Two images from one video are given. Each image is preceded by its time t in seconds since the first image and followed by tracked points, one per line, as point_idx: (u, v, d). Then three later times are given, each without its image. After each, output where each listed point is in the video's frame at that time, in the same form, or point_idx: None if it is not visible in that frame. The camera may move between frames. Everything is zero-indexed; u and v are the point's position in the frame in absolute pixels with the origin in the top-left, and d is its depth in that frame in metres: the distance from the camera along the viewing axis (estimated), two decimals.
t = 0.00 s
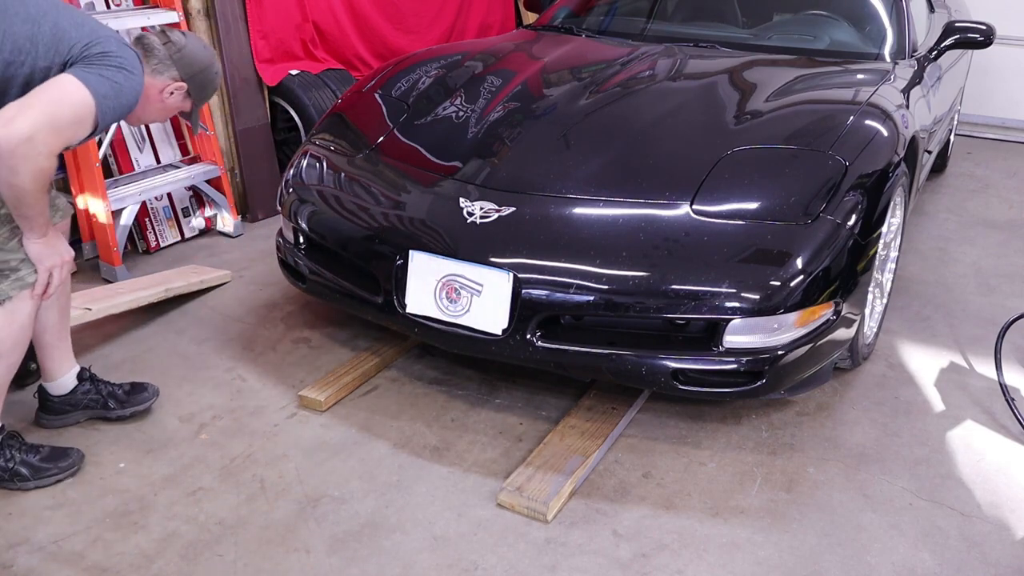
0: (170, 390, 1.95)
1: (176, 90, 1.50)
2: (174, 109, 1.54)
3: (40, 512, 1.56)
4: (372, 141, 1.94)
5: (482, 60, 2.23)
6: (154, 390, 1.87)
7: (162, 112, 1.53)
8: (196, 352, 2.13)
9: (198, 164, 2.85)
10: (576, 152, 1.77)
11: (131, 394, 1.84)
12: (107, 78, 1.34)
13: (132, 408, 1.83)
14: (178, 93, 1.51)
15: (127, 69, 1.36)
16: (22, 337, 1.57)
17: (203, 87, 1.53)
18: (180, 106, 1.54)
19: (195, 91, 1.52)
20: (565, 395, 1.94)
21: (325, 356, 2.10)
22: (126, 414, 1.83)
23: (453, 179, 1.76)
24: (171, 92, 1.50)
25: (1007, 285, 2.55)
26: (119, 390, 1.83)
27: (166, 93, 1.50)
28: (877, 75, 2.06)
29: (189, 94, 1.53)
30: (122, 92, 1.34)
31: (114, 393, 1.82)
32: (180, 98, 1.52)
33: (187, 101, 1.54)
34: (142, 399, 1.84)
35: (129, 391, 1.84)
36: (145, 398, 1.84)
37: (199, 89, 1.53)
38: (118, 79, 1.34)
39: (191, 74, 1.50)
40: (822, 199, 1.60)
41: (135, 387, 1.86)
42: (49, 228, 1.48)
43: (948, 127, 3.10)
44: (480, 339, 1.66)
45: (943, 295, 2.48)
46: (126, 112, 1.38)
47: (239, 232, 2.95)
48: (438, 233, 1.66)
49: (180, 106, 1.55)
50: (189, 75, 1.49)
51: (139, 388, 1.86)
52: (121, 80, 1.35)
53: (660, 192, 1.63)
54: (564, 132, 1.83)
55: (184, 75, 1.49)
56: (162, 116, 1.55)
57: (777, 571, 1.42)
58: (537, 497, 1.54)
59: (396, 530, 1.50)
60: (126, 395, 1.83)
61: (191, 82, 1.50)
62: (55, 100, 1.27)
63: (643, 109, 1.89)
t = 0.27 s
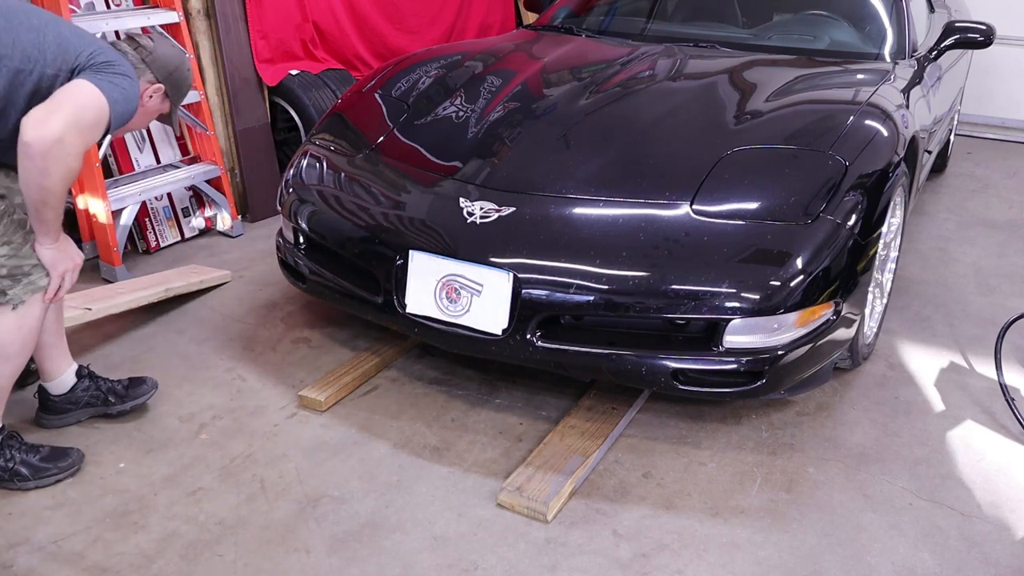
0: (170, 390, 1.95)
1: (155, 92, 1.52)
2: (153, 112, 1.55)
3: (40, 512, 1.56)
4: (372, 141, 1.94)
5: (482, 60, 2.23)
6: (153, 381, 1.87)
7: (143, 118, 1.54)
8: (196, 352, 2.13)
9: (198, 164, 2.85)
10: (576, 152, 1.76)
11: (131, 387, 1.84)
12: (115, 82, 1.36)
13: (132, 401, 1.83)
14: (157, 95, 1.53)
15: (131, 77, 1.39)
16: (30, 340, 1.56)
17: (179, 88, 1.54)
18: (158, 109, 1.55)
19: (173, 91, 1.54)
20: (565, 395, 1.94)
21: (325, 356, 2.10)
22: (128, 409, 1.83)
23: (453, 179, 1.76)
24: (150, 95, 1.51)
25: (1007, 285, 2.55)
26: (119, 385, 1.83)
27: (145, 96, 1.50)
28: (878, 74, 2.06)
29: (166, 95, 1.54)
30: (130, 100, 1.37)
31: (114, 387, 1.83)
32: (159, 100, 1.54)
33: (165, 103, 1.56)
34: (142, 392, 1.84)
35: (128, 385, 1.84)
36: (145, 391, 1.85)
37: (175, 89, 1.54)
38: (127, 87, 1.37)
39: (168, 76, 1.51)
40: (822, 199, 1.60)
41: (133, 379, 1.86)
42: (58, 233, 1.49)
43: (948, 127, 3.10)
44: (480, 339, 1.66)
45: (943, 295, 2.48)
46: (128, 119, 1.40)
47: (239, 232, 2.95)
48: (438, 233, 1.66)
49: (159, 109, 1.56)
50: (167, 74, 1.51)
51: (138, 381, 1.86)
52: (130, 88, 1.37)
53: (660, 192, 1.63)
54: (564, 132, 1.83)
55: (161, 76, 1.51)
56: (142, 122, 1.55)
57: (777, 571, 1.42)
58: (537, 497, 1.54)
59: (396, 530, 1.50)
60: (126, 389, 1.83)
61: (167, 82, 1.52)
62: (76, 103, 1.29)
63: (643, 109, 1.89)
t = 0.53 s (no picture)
0: (170, 390, 1.95)
1: (150, 76, 1.51)
2: (148, 96, 1.55)
3: (40, 512, 1.56)
4: (372, 141, 1.94)
5: (482, 60, 2.23)
6: (155, 386, 1.87)
7: (140, 101, 1.54)
8: (196, 352, 2.13)
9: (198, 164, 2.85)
10: (576, 152, 1.76)
11: (132, 391, 1.84)
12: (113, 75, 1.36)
13: (133, 405, 1.83)
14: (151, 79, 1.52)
15: (128, 68, 1.39)
16: (30, 341, 1.56)
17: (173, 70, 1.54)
18: (153, 92, 1.55)
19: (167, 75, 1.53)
20: (565, 395, 1.94)
21: (325, 356, 2.10)
22: (128, 411, 1.83)
23: (453, 179, 1.76)
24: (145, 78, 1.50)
25: (1007, 285, 2.55)
26: (120, 388, 1.83)
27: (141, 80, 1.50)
28: (878, 74, 2.06)
29: (160, 78, 1.53)
30: (128, 92, 1.37)
31: (115, 391, 1.82)
32: (153, 84, 1.53)
33: (160, 85, 1.55)
34: (143, 396, 1.84)
35: (130, 388, 1.84)
36: (146, 396, 1.85)
37: (170, 72, 1.53)
38: (124, 79, 1.37)
39: (162, 58, 1.50)
40: (822, 199, 1.60)
41: (135, 384, 1.86)
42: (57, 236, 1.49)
43: (948, 127, 3.10)
44: (480, 339, 1.66)
45: (943, 295, 2.48)
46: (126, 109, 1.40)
47: (239, 232, 2.94)
48: (437, 234, 1.66)
49: (154, 92, 1.56)
50: (160, 58, 1.50)
51: (140, 386, 1.86)
52: (128, 80, 1.37)
53: (660, 192, 1.63)
54: (564, 132, 1.83)
55: (154, 60, 1.50)
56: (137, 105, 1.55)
57: (777, 571, 1.42)
58: (537, 496, 1.54)
59: (396, 530, 1.50)
60: (127, 392, 1.83)
61: (161, 65, 1.51)
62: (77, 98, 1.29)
63: (643, 109, 1.89)
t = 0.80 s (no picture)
0: (170, 390, 1.95)
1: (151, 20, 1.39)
2: (156, 40, 1.44)
3: (40, 512, 1.56)
4: (372, 141, 1.94)
5: (482, 60, 2.23)
6: (157, 393, 1.87)
7: (147, 46, 1.43)
8: (196, 352, 2.13)
9: (198, 164, 2.85)
10: (576, 152, 1.76)
11: (134, 395, 1.84)
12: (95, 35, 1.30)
13: (135, 410, 1.83)
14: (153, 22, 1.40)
15: (114, 23, 1.32)
16: (18, 340, 1.55)
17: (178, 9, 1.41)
18: (162, 35, 1.44)
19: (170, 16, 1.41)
20: (565, 395, 1.94)
21: (324, 356, 2.10)
22: (129, 416, 1.83)
23: (453, 179, 1.76)
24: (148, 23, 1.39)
25: (1007, 285, 2.55)
26: (122, 392, 1.83)
27: (143, 25, 1.39)
28: (877, 75, 2.06)
29: (165, 22, 1.41)
30: (115, 50, 1.32)
31: (118, 394, 1.82)
32: (159, 27, 1.42)
33: (167, 29, 1.43)
34: (145, 401, 1.84)
35: (132, 393, 1.84)
36: (148, 401, 1.85)
37: (174, 14, 1.41)
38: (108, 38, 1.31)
39: None
40: (823, 199, 1.60)
41: (138, 389, 1.86)
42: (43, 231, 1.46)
43: (948, 127, 3.10)
44: (480, 339, 1.66)
45: (943, 295, 2.48)
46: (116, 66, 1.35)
47: (239, 232, 2.94)
48: (437, 233, 1.66)
49: (163, 35, 1.44)
50: None
51: (142, 391, 1.86)
52: (113, 39, 1.31)
53: (660, 192, 1.63)
54: (564, 132, 1.83)
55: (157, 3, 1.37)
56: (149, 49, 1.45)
57: (777, 571, 1.42)
58: (537, 496, 1.54)
59: (396, 530, 1.50)
60: (129, 397, 1.83)
61: (165, 9, 1.39)
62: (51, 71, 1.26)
63: (643, 109, 1.89)
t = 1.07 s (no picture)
0: (170, 390, 1.95)
1: None
2: None
3: (40, 511, 1.56)
4: (372, 141, 1.94)
5: (482, 60, 2.23)
6: (157, 394, 1.87)
7: None
8: (196, 351, 2.13)
9: (198, 164, 2.85)
10: (576, 152, 1.76)
11: (135, 396, 1.84)
12: None
13: (135, 410, 1.83)
14: None
15: None
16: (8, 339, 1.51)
17: None
18: None
19: None
20: (565, 395, 1.94)
21: (324, 356, 2.10)
22: (128, 416, 1.83)
23: (453, 179, 1.76)
24: None
25: (1007, 285, 2.55)
26: (122, 393, 1.83)
27: None
28: (877, 75, 2.06)
29: None
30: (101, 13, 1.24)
31: (118, 395, 1.83)
32: None
33: None
34: (146, 402, 1.85)
35: (132, 393, 1.84)
36: (149, 402, 1.85)
37: None
38: None
39: None
40: (823, 199, 1.60)
41: (138, 390, 1.86)
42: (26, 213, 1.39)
43: (948, 127, 3.10)
44: (480, 339, 1.66)
45: (943, 295, 2.48)
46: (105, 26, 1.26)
47: (238, 232, 2.94)
48: (437, 234, 1.66)
49: None
50: None
51: (143, 392, 1.86)
52: None
53: (660, 192, 1.63)
54: (564, 132, 1.83)
55: None
56: None
57: (777, 571, 1.42)
58: (537, 496, 1.54)
59: (396, 530, 1.50)
60: (129, 398, 1.83)
61: None
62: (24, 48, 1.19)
63: (643, 109, 1.89)
